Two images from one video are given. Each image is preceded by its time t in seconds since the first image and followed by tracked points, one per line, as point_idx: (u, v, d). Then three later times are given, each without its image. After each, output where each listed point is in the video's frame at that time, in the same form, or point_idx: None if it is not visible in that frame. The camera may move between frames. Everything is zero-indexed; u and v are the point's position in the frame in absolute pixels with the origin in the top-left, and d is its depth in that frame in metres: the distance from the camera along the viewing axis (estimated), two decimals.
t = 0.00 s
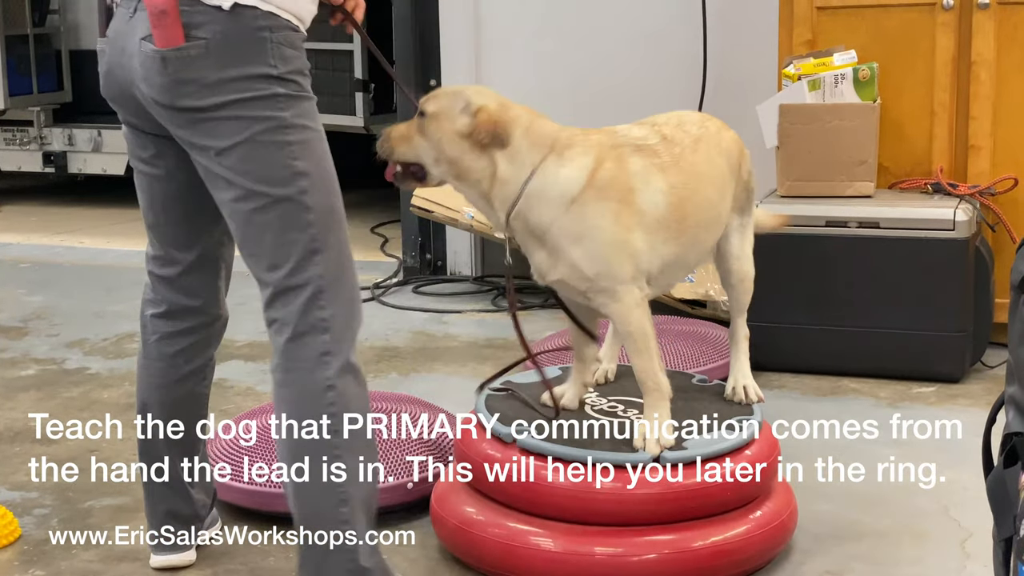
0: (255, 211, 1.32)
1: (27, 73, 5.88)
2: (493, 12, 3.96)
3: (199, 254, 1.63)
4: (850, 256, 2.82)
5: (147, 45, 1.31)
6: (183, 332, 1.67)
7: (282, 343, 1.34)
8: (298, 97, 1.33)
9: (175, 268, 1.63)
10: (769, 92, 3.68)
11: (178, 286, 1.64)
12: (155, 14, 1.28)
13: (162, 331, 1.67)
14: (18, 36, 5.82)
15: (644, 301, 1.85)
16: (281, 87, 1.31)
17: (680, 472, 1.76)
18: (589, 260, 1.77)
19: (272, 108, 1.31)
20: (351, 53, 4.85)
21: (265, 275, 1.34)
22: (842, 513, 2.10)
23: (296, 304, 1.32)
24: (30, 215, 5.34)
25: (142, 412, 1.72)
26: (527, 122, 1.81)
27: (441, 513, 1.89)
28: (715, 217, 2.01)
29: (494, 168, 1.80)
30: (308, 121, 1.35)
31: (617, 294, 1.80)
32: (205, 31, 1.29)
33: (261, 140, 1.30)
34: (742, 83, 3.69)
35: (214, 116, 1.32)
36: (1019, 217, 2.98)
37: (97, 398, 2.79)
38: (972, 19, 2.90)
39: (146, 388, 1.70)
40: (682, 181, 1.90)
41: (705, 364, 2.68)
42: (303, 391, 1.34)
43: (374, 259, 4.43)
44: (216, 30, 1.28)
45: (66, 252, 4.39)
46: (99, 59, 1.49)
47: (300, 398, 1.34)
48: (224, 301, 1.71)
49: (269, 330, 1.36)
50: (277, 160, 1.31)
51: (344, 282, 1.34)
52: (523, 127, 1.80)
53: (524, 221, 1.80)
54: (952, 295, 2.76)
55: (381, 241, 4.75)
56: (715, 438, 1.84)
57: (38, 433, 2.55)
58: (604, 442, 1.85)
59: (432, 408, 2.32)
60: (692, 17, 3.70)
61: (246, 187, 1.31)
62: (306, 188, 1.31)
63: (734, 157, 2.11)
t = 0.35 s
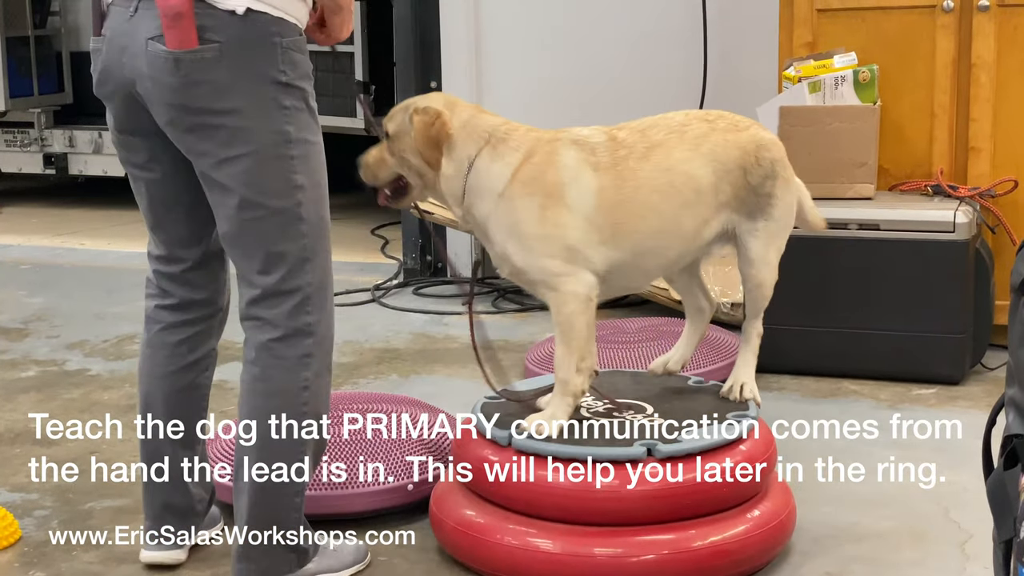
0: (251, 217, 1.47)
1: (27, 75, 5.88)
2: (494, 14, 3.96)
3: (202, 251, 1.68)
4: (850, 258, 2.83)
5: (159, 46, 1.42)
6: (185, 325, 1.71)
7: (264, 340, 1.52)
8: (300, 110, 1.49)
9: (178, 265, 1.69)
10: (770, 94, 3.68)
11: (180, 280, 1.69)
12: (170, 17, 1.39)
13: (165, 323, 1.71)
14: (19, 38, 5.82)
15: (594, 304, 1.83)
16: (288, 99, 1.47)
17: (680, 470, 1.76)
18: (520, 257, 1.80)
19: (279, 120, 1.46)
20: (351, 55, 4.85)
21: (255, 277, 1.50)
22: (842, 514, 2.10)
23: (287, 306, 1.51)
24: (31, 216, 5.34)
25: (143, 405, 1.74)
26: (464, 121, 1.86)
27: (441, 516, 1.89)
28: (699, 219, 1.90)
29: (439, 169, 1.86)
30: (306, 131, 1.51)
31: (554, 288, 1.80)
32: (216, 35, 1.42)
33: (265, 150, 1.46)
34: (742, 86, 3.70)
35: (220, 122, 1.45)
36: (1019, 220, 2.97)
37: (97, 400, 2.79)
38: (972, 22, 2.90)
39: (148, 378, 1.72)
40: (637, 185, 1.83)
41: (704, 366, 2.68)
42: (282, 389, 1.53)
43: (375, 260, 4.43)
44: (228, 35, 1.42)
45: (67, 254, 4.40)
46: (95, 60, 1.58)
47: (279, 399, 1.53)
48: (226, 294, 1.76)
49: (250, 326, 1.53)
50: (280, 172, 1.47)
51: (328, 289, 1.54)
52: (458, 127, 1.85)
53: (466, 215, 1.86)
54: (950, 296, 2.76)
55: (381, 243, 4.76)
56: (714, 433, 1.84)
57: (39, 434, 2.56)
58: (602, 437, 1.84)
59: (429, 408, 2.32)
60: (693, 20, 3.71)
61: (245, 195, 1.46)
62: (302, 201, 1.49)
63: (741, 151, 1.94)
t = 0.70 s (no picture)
0: (266, 219, 1.51)
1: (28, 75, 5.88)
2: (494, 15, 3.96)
3: (155, 257, 1.79)
4: (851, 259, 2.82)
5: (171, 59, 1.46)
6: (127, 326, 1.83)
7: (282, 333, 1.55)
8: (305, 112, 1.55)
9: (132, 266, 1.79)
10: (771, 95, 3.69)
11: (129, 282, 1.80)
12: (184, 30, 1.44)
13: (106, 326, 1.83)
14: (20, 39, 5.82)
15: (567, 296, 1.86)
16: (296, 103, 1.53)
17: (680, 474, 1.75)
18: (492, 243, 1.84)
19: (290, 124, 1.52)
20: (352, 56, 4.85)
21: (271, 277, 1.54)
22: (843, 515, 2.09)
23: (302, 301, 1.55)
24: (31, 217, 5.35)
25: (82, 397, 1.89)
26: (470, 97, 1.91)
27: (442, 515, 1.89)
28: (671, 228, 1.82)
29: (439, 136, 1.91)
30: (312, 133, 1.57)
31: (527, 282, 1.83)
32: (230, 46, 1.47)
33: (278, 153, 1.51)
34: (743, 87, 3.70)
35: (232, 130, 1.49)
36: (1020, 221, 2.97)
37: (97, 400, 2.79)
38: (973, 23, 2.90)
39: (91, 373, 1.87)
40: (608, 182, 1.82)
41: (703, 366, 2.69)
42: (300, 381, 1.56)
43: (375, 261, 4.43)
44: (241, 45, 1.47)
45: (67, 254, 4.40)
46: (89, 71, 1.60)
47: (294, 394, 1.56)
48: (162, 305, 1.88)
49: (266, 324, 1.57)
50: (292, 173, 1.52)
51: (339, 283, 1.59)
52: (463, 102, 1.90)
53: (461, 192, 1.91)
54: (951, 297, 2.76)
55: (381, 244, 4.75)
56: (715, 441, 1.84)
57: (39, 433, 2.56)
58: (605, 446, 1.81)
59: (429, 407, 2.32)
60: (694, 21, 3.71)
61: (260, 198, 1.51)
62: (313, 199, 1.54)
63: (726, 165, 1.81)
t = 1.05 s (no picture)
0: (180, 208, 1.49)
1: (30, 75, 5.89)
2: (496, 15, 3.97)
3: (114, 245, 1.80)
4: (851, 259, 2.82)
5: (77, 45, 1.46)
6: (100, 315, 1.84)
7: (211, 333, 1.52)
8: (217, 104, 1.52)
9: (94, 257, 1.79)
10: (773, 95, 3.68)
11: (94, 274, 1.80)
12: (87, 17, 1.43)
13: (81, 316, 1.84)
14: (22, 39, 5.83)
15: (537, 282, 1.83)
16: (204, 93, 1.50)
17: (682, 467, 1.75)
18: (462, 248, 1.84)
19: (198, 114, 1.49)
20: (355, 56, 4.85)
21: (188, 269, 1.52)
22: (844, 516, 2.09)
23: (223, 293, 1.51)
24: (34, 217, 5.35)
25: (65, 393, 1.89)
26: (416, 128, 1.99)
27: (445, 512, 1.90)
28: (614, 215, 1.80)
29: (394, 170, 1.98)
30: (227, 126, 1.53)
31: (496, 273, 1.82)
32: (133, 34, 1.45)
33: (186, 141, 1.48)
34: (746, 87, 3.69)
35: (140, 117, 1.48)
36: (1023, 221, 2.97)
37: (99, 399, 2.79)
38: (974, 23, 2.90)
39: (69, 364, 1.87)
40: (548, 172, 1.83)
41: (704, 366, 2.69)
42: (237, 382, 1.53)
43: (377, 261, 4.43)
44: (144, 33, 1.45)
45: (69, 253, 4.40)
46: (13, 61, 1.61)
47: (249, 396, 1.54)
48: (133, 288, 1.88)
49: (194, 321, 1.54)
50: (202, 162, 1.49)
51: (264, 276, 1.55)
52: (408, 133, 1.98)
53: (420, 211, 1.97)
54: (951, 297, 2.75)
55: (383, 244, 4.75)
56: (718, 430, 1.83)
57: (41, 433, 2.56)
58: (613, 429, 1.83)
59: (431, 408, 2.32)
60: (697, 21, 3.71)
61: (171, 187, 1.49)
62: (228, 189, 1.50)
63: (655, 148, 1.79)
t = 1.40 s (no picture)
0: (201, 203, 1.50)
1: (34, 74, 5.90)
2: (500, 15, 3.97)
3: (122, 242, 1.81)
4: (853, 259, 2.82)
5: (105, 42, 1.47)
6: (106, 312, 1.85)
7: (229, 326, 1.53)
8: (238, 102, 1.54)
9: (100, 256, 1.81)
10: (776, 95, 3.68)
11: (99, 271, 1.82)
12: (117, 15, 1.44)
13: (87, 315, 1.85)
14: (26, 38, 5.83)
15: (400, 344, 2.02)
16: (227, 91, 1.52)
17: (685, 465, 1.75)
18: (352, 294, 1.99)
19: (221, 111, 1.51)
20: (358, 55, 4.85)
21: (205, 265, 1.52)
22: (847, 516, 2.09)
23: (241, 289, 1.52)
24: (37, 216, 5.36)
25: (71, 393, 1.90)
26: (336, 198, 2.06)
27: (449, 512, 1.90)
28: (469, 252, 1.95)
29: (313, 236, 2.02)
30: (246, 124, 1.55)
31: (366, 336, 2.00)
32: (162, 32, 1.45)
33: (210, 137, 1.49)
34: (750, 87, 3.68)
35: (165, 114, 1.49)
36: None
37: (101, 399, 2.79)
38: (978, 24, 2.89)
39: (74, 364, 1.87)
40: (425, 224, 1.99)
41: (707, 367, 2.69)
42: (251, 377, 1.55)
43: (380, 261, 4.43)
44: (172, 32, 1.46)
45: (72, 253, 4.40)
46: (27, 59, 1.59)
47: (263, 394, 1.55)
48: (136, 283, 1.90)
49: (208, 317, 1.54)
50: (224, 159, 1.50)
51: (280, 272, 1.57)
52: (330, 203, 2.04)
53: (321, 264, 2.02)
54: (954, 297, 2.75)
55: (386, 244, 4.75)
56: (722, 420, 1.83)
57: (43, 433, 2.56)
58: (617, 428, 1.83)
59: (443, 407, 2.36)
60: (700, 21, 3.70)
61: (193, 182, 1.50)
62: (249, 186, 1.52)
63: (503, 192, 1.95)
